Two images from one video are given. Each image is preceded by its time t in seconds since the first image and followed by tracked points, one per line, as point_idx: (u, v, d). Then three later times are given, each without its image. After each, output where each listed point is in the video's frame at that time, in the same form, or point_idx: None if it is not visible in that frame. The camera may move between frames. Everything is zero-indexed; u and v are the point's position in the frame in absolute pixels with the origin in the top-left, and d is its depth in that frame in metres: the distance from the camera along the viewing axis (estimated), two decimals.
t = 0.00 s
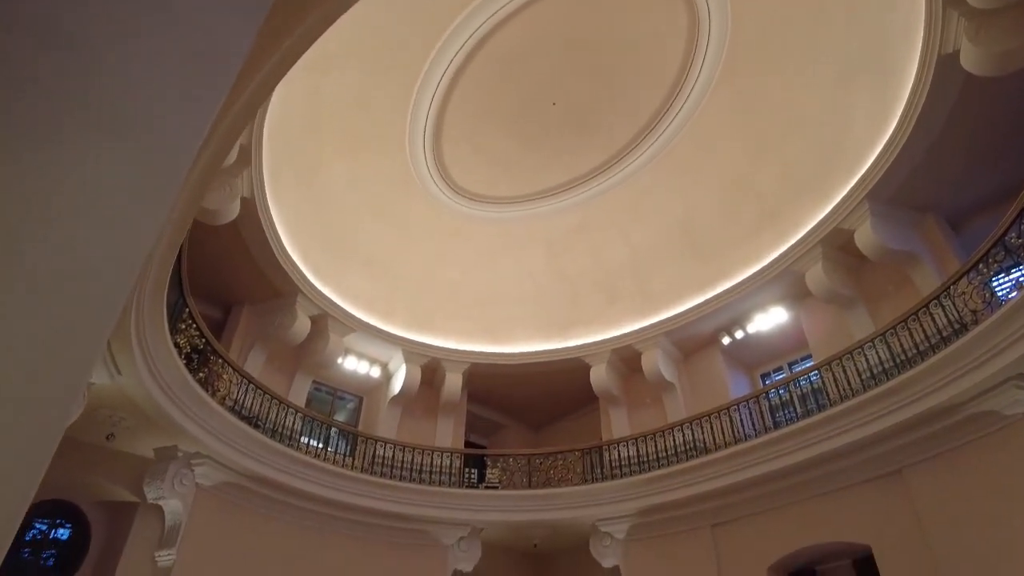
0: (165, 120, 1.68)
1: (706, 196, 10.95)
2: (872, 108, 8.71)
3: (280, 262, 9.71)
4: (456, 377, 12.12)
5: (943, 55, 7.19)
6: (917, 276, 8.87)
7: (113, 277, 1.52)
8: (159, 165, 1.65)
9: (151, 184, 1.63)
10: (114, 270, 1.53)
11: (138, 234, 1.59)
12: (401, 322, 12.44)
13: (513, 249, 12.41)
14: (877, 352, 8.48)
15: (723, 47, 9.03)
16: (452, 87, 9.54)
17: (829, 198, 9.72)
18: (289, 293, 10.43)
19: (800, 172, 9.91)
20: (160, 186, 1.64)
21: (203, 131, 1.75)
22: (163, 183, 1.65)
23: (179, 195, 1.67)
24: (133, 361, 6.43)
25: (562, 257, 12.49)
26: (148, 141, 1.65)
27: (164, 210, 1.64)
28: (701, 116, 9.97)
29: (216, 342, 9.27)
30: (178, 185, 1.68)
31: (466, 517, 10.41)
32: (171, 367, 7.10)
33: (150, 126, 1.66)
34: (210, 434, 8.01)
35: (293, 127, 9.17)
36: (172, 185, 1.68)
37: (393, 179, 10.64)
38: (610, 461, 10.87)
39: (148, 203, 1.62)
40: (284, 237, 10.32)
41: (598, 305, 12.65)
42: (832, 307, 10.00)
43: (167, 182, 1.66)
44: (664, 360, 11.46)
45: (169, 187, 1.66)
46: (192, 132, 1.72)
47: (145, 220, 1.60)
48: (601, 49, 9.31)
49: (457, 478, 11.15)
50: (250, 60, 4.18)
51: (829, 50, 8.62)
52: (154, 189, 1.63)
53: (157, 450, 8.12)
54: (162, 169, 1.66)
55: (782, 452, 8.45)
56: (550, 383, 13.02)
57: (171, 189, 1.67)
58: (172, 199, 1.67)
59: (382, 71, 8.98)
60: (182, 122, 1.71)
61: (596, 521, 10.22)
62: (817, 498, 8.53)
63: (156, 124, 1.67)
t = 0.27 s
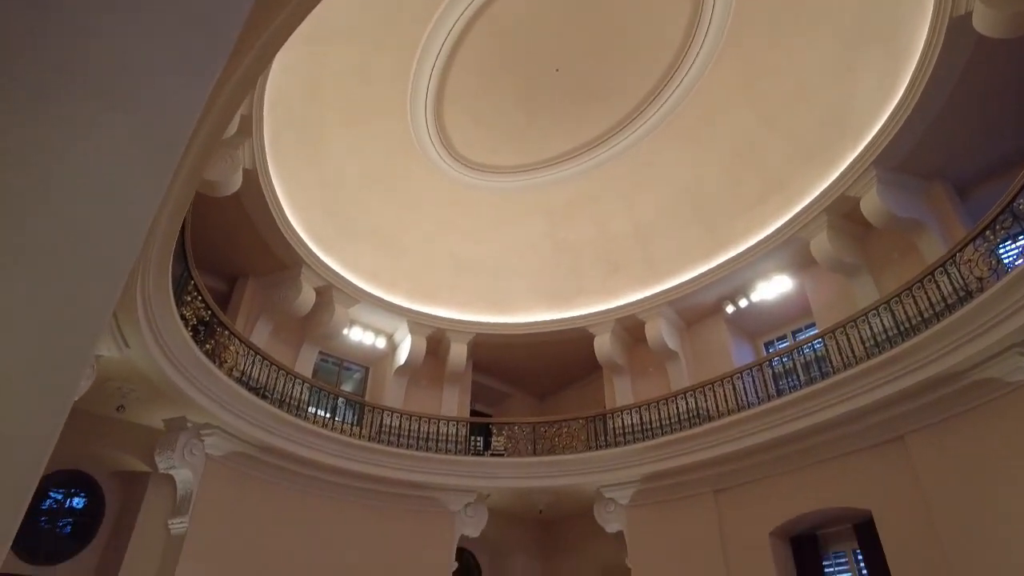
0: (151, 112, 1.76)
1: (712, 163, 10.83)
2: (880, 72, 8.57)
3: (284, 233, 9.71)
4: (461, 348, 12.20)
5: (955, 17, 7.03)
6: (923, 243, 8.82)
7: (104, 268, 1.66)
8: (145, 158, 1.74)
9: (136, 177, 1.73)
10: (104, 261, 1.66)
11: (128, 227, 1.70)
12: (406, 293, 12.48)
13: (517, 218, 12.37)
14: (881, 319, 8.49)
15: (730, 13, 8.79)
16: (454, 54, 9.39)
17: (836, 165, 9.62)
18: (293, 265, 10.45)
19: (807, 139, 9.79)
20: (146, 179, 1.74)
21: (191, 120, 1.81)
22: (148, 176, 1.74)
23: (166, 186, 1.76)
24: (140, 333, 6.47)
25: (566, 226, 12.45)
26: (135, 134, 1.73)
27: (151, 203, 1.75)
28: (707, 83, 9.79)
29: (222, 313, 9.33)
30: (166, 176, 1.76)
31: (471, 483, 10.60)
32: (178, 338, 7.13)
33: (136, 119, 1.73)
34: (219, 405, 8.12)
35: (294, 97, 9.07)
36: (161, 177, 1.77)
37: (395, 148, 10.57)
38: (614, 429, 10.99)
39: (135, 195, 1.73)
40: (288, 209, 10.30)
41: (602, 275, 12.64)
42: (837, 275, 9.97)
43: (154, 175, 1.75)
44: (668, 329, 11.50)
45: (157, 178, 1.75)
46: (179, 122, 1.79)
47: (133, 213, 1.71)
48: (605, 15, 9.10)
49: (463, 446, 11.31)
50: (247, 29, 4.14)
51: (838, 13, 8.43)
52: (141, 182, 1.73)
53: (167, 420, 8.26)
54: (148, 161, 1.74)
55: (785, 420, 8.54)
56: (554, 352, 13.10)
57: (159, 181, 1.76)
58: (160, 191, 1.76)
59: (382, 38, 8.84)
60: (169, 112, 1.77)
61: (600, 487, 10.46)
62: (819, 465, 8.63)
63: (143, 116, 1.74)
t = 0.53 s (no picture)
0: (148, 77, 1.53)
1: (715, 135, 10.74)
2: (888, 41, 8.42)
3: (286, 209, 9.69)
4: (464, 322, 12.24)
5: None
6: (927, 215, 8.78)
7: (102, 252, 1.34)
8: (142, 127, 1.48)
9: (135, 149, 1.45)
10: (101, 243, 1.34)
11: (132, 189, 1.43)
12: (408, 268, 12.48)
13: (519, 192, 12.32)
14: (884, 292, 8.49)
15: None
16: (454, 25, 9.25)
17: (841, 136, 9.53)
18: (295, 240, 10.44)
19: (811, 110, 9.69)
20: (141, 150, 1.47)
21: (192, 87, 1.59)
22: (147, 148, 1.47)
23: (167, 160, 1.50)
24: (145, 309, 6.51)
25: (568, 200, 12.41)
26: (133, 89, 1.49)
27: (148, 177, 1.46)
28: (711, 53, 9.66)
29: (226, 289, 9.37)
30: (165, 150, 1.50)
31: (475, 455, 10.73)
32: (182, 313, 7.18)
33: (137, 74, 1.51)
34: (225, 379, 8.20)
35: (293, 70, 8.96)
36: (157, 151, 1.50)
37: (396, 121, 10.48)
38: (616, 401, 11.09)
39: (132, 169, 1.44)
40: (289, 183, 10.27)
41: (605, 248, 12.63)
42: (840, 247, 9.95)
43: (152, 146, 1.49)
44: (671, 302, 11.51)
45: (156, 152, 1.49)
46: (179, 88, 1.56)
47: (131, 188, 1.43)
48: None
49: (467, 419, 11.44)
50: None
51: None
52: (138, 153, 1.46)
53: (174, 395, 8.35)
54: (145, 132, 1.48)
55: (787, 392, 8.59)
56: (556, 326, 13.15)
57: (157, 155, 1.49)
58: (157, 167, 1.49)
59: (382, 9, 8.69)
60: (168, 78, 1.55)
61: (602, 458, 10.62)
62: (821, 436, 8.70)
63: (143, 72, 1.52)
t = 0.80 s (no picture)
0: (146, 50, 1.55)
1: (719, 108, 10.63)
2: (896, 11, 8.28)
3: (287, 185, 9.65)
4: (466, 298, 12.25)
5: None
6: (932, 188, 8.72)
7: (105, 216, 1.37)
8: (143, 97, 1.50)
9: (136, 117, 1.48)
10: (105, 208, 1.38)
11: (133, 158, 1.45)
12: (411, 244, 12.45)
13: (519, 167, 12.25)
14: (887, 266, 8.47)
15: None
16: None
17: (846, 109, 9.42)
18: (297, 216, 10.41)
19: (817, 82, 9.57)
20: (143, 118, 1.49)
21: (191, 57, 1.61)
22: (149, 117, 1.50)
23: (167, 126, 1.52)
24: (149, 286, 6.53)
25: (571, 174, 12.35)
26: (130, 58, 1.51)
27: (149, 146, 1.49)
28: (715, 24, 9.53)
29: (228, 265, 9.38)
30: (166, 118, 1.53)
31: (478, 429, 10.84)
32: (185, 289, 7.19)
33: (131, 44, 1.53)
34: (229, 355, 8.24)
35: (292, 44, 8.84)
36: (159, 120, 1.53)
37: (395, 94, 10.40)
38: (618, 376, 11.15)
39: (134, 136, 1.47)
40: (290, 159, 10.20)
41: (607, 224, 12.57)
42: (844, 221, 9.91)
43: (153, 115, 1.51)
44: (673, 277, 11.50)
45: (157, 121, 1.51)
46: (178, 59, 1.59)
47: (130, 155, 1.45)
48: None
49: (470, 393, 11.53)
50: None
51: None
52: (137, 123, 1.48)
53: (178, 371, 8.40)
54: (146, 101, 1.51)
55: (789, 365, 8.63)
56: (559, 302, 13.16)
57: (158, 121, 1.51)
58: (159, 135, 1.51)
59: None
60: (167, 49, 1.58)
61: (604, 431, 10.72)
62: (822, 409, 8.75)
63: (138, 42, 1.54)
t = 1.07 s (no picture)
0: (138, 24, 1.56)
1: (721, 80, 10.50)
2: None
3: (286, 160, 9.59)
4: (467, 273, 12.23)
5: None
6: (937, 162, 8.65)
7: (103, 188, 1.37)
8: (136, 71, 1.51)
9: (131, 88, 1.49)
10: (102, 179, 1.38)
11: (131, 129, 1.46)
12: (412, 220, 12.34)
13: (520, 140, 12.21)
14: (890, 240, 8.44)
15: None
16: None
17: (854, 77, 9.17)
18: (297, 192, 10.35)
19: (822, 53, 9.43)
20: (137, 93, 1.49)
21: (182, 32, 1.62)
22: (142, 91, 1.50)
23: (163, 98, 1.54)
24: (149, 262, 6.52)
25: (571, 148, 12.26)
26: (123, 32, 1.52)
27: (145, 119, 1.49)
28: None
29: (228, 242, 9.35)
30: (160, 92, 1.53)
31: (480, 404, 10.93)
32: (186, 266, 7.18)
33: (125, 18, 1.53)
34: (231, 331, 8.27)
35: (289, 16, 8.70)
36: (153, 95, 1.53)
37: (394, 66, 10.35)
38: (620, 350, 11.19)
39: (130, 109, 1.47)
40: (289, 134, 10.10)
41: (609, 199, 12.48)
42: (847, 195, 9.85)
43: (147, 90, 1.52)
44: (675, 252, 11.46)
45: (151, 95, 1.52)
46: (171, 34, 1.60)
47: (127, 126, 1.45)
48: None
49: (472, 368, 11.58)
50: None
51: None
52: (133, 94, 1.49)
53: (181, 347, 8.43)
54: (139, 75, 1.51)
55: (789, 340, 8.65)
56: (560, 277, 13.15)
57: (154, 94, 1.53)
58: (153, 110, 1.52)
59: None
60: (159, 25, 1.59)
61: (604, 405, 10.79)
62: (822, 383, 8.80)
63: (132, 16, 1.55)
